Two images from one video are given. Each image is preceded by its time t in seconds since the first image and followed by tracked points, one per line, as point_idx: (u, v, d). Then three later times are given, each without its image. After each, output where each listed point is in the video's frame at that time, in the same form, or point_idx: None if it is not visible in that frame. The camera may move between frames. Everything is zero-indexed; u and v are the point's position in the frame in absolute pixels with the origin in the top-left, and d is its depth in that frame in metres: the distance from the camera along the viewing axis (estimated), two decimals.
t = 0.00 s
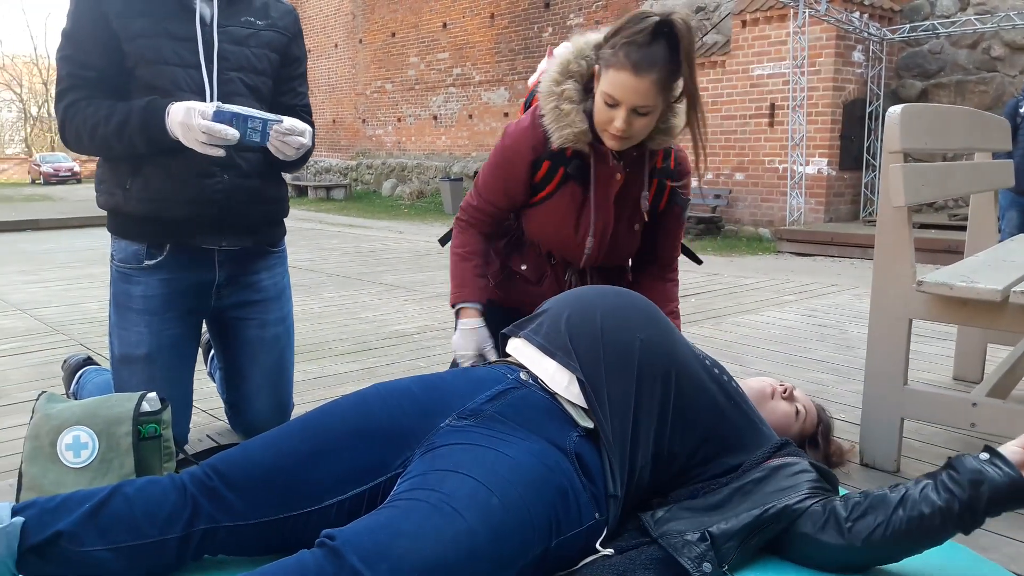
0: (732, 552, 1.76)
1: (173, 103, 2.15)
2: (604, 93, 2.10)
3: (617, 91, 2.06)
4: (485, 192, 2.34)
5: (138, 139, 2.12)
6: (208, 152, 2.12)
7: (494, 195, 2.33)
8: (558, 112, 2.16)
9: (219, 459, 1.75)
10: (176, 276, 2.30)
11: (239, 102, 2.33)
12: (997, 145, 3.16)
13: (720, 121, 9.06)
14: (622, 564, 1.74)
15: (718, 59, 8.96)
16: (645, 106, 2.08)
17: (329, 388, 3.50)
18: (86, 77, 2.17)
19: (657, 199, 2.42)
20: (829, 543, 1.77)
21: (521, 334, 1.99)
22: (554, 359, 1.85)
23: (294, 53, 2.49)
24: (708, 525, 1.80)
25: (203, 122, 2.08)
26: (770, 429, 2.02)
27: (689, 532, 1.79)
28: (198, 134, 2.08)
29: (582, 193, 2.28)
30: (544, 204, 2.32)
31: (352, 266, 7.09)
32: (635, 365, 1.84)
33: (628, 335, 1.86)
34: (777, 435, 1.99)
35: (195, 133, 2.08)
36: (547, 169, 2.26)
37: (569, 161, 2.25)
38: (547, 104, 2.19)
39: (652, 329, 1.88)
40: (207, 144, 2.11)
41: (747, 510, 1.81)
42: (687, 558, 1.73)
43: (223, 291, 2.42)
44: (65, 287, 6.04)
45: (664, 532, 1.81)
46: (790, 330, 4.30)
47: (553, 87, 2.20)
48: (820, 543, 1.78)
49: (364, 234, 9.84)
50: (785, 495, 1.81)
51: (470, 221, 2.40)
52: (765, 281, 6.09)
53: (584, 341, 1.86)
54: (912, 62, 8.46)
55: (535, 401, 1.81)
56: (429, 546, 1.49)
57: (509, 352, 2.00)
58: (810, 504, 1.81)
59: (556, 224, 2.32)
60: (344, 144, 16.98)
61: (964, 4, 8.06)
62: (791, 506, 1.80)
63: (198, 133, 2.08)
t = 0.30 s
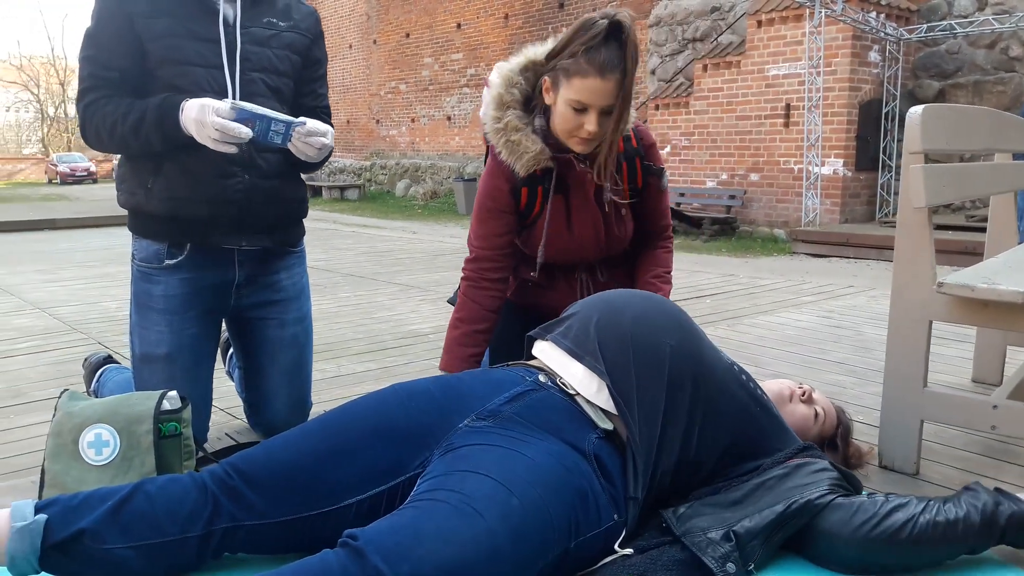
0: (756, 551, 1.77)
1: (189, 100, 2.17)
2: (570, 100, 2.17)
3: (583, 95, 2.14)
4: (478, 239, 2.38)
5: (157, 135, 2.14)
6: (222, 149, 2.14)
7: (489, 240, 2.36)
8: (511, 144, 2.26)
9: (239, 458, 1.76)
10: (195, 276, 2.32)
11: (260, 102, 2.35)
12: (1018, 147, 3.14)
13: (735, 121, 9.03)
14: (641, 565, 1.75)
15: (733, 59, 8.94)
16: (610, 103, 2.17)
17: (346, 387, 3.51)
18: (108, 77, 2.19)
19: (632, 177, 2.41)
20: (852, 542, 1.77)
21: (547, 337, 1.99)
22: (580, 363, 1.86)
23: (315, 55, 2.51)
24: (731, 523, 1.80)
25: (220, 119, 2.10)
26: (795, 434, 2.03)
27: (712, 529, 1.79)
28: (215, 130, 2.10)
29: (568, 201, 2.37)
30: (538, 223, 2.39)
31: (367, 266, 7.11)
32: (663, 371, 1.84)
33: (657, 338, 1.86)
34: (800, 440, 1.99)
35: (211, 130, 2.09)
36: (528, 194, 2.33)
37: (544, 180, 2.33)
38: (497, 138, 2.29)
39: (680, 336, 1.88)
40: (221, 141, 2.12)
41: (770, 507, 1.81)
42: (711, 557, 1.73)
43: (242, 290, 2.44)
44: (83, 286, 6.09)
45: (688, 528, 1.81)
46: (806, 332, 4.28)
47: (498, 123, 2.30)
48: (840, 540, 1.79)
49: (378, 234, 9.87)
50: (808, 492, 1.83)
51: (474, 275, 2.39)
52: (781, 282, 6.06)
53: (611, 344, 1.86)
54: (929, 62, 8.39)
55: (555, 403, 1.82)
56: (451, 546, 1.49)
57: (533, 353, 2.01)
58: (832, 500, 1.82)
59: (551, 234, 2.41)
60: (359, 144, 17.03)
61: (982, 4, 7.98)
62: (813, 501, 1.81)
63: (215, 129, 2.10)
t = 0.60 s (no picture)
0: (771, 554, 1.76)
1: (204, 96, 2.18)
2: (570, 115, 2.19)
3: (584, 109, 2.17)
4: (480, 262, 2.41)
5: (173, 134, 2.16)
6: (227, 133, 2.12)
7: (492, 262, 2.39)
8: (506, 168, 2.30)
9: (256, 459, 1.78)
10: (212, 277, 2.33)
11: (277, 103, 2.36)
12: None
13: (750, 122, 9.00)
14: (657, 567, 1.74)
15: (748, 59, 8.90)
16: (609, 115, 2.21)
17: (361, 387, 3.53)
18: (126, 79, 2.21)
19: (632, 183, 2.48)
20: (867, 546, 1.76)
21: (564, 340, 2.00)
22: (596, 365, 1.87)
23: (332, 57, 2.53)
24: (746, 527, 1.79)
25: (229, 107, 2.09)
26: (811, 437, 2.03)
27: (727, 533, 1.79)
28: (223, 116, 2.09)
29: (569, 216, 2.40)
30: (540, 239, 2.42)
31: (381, 266, 7.13)
32: (680, 374, 1.84)
33: (675, 342, 1.87)
34: (816, 445, 1.98)
35: (220, 116, 2.09)
36: (527, 215, 2.36)
37: (542, 200, 2.36)
38: (491, 163, 2.33)
39: (698, 339, 1.88)
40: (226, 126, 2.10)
41: (785, 511, 1.80)
42: (725, 562, 1.72)
43: (259, 291, 2.46)
44: (100, 285, 6.15)
45: (703, 533, 1.81)
46: (822, 334, 4.26)
47: (493, 148, 2.33)
48: (854, 544, 1.78)
49: (391, 234, 9.90)
50: (822, 495, 1.82)
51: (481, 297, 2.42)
52: (795, 284, 6.03)
53: (628, 348, 1.86)
54: (946, 62, 8.32)
55: (571, 406, 1.82)
56: (466, 549, 1.50)
57: (549, 356, 2.01)
58: (844, 504, 1.82)
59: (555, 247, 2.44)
60: (373, 145, 17.08)
61: (1000, 4, 7.92)
62: (827, 505, 1.80)
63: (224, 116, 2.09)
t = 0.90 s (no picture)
0: (780, 555, 1.76)
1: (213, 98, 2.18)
2: (562, 123, 2.21)
3: (575, 116, 2.19)
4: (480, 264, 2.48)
5: (182, 134, 2.17)
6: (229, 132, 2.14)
7: (493, 266, 2.46)
8: (505, 175, 2.33)
9: (265, 457, 1.78)
10: (222, 276, 2.35)
11: (287, 103, 2.37)
12: None
13: (760, 122, 8.97)
14: (665, 567, 1.74)
15: (758, 59, 8.87)
16: (602, 119, 2.21)
17: (369, 386, 3.54)
18: (136, 80, 2.23)
19: (630, 193, 2.45)
20: (877, 547, 1.75)
21: (572, 340, 2.00)
22: (604, 365, 1.87)
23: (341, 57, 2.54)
24: (754, 527, 1.78)
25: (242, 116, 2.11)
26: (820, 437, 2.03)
27: (735, 534, 1.78)
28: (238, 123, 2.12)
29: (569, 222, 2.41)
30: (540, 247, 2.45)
31: (390, 266, 7.15)
32: (688, 375, 1.84)
33: (683, 342, 1.87)
34: (826, 446, 1.98)
35: (236, 126, 2.11)
36: (526, 221, 2.39)
37: (542, 206, 2.39)
38: (490, 169, 2.37)
39: (706, 340, 1.88)
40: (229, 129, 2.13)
41: (794, 512, 1.80)
42: (734, 562, 1.72)
43: (269, 290, 2.47)
44: (111, 284, 6.18)
45: (711, 534, 1.80)
46: (832, 335, 4.24)
47: (490, 154, 2.35)
48: (863, 545, 1.77)
49: (401, 235, 9.92)
50: (831, 496, 1.81)
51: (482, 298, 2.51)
52: (806, 285, 6.01)
53: (635, 349, 1.87)
54: (958, 62, 8.27)
55: (579, 406, 1.82)
56: (474, 548, 1.50)
57: (557, 356, 2.02)
58: (853, 505, 1.81)
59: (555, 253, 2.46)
60: (383, 145, 17.12)
61: (1013, 4, 7.87)
62: (836, 506, 1.80)
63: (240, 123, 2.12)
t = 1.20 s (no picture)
0: (785, 557, 1.76)
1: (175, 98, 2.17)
2: (552, 123, 2.21)
3: (565, 115, 2.18)
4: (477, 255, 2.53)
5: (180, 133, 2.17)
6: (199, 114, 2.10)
7: (489, 258, 2.51)
8: (499, 174, 2.34)
9: (271, 458, 1.79)
10: (227, 276, 2.36)
11: (293, 104, 2.37)
12: None
13: (766, 122, 8.95)
14: (671, 569, 1.74)
15: (764, 59, 8.85)
16: (593, 119, 2.20)
17: (374, 387, 3.54)
18: (139, 82, 2.26)
19: (629, 197, 2.43)
20: (882, 550, 1.75)
21: (578, 341, 2.00)
22: (610, 367, 1.87)
23: (347, 59, 2.55)
24: (759, 530, 1.78)
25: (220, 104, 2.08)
26: (826, 439, 2.02)
27: (741, 536, 1.78)
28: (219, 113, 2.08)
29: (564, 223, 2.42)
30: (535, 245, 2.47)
31: (396, 266, 7.16)
32: (694, 378, 1.84)
33: (689, 345, 1.86)
34: (832, 448, 1.98)
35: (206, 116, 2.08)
36: (521, 220, 2.41)
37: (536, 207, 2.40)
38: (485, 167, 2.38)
39: (712, 343, 1.88)
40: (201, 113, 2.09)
41: (799, 514, 1.80)
42: (739, 564, 1.72)
43: (274, 291, 2.48)
44: (118, 284, 6.20)
45: (716, 536, 1.80)
46: (837, 336, 4.23)
47: (487, 151, 2.36)
48: (869, 548, 1.77)
49: (406, 234, 9.93)
50: (836, 499, 1.81)
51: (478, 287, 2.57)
52: (812, 286, 5.99)
53: (641, 351, 1.87)
54: (964, 63, 8.24)
55: (585, 407, 1.82)
56: (481, 550, 1.51)
57: (563, 357, 2.02)
58: (858, 508, 1.81)
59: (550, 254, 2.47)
60: (388, 145, 17.13)
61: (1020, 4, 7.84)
62: (840, 508, 1.80)
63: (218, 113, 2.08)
